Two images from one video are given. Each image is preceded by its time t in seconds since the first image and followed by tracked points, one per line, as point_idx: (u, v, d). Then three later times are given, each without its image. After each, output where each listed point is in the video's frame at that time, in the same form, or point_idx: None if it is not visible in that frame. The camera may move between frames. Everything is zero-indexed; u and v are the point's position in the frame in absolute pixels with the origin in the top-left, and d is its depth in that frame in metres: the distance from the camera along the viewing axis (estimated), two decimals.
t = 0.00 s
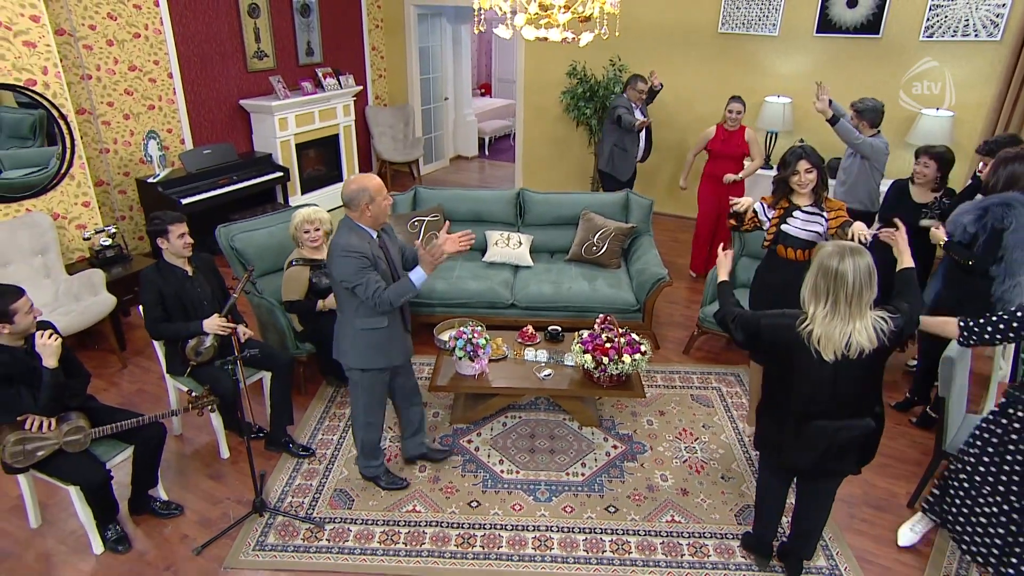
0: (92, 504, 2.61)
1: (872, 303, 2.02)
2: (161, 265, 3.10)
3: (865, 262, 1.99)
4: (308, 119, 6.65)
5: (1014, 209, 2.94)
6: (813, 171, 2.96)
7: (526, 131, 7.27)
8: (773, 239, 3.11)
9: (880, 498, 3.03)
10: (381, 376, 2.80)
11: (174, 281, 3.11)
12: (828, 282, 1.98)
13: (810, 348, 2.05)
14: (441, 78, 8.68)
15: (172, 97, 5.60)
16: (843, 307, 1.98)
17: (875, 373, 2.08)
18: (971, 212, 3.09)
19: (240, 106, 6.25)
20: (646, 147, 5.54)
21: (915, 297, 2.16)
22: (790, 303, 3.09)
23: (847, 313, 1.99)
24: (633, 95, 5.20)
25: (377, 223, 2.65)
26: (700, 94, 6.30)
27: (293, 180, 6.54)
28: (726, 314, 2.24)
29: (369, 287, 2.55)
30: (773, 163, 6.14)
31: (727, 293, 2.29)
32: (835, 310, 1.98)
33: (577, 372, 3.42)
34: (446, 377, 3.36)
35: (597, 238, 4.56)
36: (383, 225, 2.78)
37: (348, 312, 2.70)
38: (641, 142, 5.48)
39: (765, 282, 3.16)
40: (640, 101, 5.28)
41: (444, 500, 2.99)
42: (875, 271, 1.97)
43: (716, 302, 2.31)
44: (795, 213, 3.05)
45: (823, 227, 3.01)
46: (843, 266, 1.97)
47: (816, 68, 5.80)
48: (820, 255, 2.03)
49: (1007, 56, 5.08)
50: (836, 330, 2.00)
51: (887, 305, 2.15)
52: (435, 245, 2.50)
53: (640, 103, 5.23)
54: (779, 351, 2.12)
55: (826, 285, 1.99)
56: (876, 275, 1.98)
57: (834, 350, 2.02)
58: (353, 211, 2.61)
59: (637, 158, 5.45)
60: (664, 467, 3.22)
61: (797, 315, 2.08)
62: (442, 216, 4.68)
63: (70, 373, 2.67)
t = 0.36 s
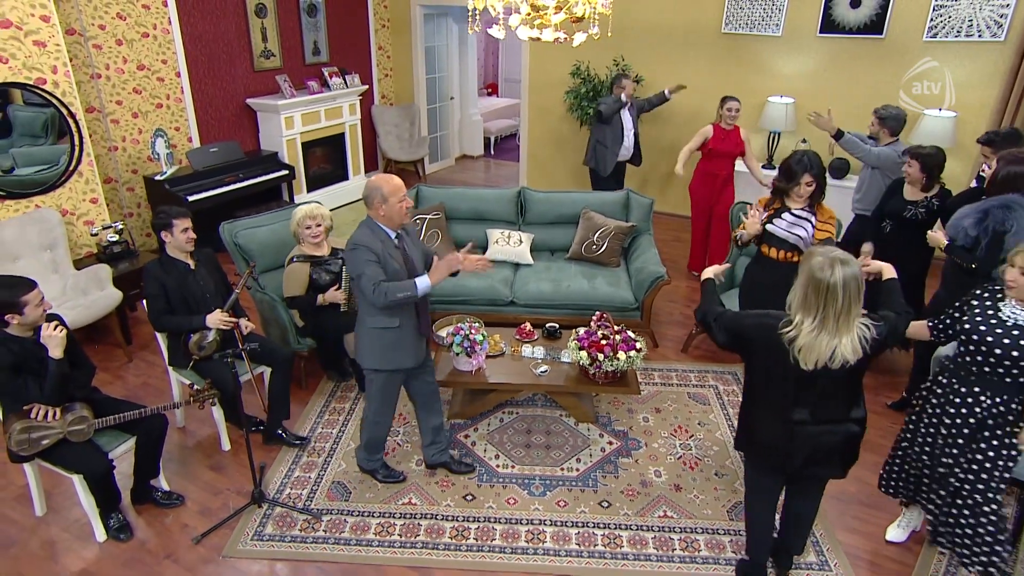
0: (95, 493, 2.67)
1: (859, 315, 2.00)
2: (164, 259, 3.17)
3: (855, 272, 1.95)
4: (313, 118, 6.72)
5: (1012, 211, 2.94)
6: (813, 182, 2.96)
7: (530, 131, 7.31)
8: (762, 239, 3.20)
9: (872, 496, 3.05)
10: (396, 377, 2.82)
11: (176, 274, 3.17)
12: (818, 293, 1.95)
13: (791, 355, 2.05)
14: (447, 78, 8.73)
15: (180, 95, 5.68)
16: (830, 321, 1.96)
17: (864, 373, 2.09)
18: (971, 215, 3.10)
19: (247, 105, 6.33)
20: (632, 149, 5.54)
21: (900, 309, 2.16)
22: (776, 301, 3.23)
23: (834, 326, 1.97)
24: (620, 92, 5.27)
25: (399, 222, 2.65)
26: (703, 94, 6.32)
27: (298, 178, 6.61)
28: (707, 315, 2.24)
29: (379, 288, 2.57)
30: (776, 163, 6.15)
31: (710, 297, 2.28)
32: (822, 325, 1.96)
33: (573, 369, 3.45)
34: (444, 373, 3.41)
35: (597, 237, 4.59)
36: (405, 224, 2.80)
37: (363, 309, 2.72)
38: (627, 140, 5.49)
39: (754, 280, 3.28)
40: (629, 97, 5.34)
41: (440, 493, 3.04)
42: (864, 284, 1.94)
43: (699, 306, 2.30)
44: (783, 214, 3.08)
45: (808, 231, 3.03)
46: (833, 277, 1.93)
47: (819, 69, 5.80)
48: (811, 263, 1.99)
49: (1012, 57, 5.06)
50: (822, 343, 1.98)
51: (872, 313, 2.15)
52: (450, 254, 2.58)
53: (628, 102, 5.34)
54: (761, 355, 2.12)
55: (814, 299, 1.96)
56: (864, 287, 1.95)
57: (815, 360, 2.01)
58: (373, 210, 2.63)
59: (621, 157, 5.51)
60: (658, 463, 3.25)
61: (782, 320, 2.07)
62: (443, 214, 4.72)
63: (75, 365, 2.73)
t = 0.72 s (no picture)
0: (94, 482, 2.72)
1: (835, 319, 2.01)
2: (165, 252, 3.23)
3: (833, 275, 1.96)
4: (315, 117, 6.77)
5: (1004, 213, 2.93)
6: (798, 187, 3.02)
7: (531, 130, 7.35)
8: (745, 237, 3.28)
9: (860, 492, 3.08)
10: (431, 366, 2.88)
11: (177, 267, 3.23)
12: (795, 294, 1.97)
13: (766, 355, 2.08)
14: (449, 77, 8.77)
15: (183, 94, 5.74)
16: (804, 324, 1.98)
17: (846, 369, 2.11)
18: (965, 214, 3.03)
19: (250, 103, 6.39)
20: (616, 149, 5.57)
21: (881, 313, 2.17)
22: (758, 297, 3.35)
23: (808, 329, 1.99)
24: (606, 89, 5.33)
25: (423, 219, 2.65)
26: (702, 94, 6.35)
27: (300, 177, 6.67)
28: (691, 301, 2.29)
29: (405, 283, 2.61)
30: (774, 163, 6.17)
31: (701, 283, 2.32)
32: (795, 327, 1.98)
33: (567, 365, 3.49)
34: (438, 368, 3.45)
35: (593, 235, 4.62)
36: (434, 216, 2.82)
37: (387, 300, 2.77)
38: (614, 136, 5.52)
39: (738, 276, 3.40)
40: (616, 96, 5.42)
41: (433, 486, 3.08)
42: (840, 288, 1.95)
43: (687, 289, 2.36)
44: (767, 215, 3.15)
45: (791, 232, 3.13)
46: (809, 279, 1.96)
47: (818, 68, 5.82)
48: (790, 264, 2.01)
49: (1010, 57, 5.06)
50: (796, 345, 2.00)
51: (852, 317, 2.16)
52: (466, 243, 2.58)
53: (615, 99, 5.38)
54: (735, 351, 2.16)
55: (789, 300, 1.99)
56: (841, 290, 1.97)
57: (789, 362, 2.03)
58: (399, 203, 2.66)
59: (606, 155, 5.54)
60: (650, 459, 3.29)
61: (759, 319, 2.09)
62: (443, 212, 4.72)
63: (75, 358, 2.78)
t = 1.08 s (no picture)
0: (90, 473, 2.77)
1: (815, 321, 2.03)
2: (162, 247, 3.28)
3: (813, 277, 1.98)
4: (315, 116, 6.82)
5: (985, 208, 3.02)
6: (772, 182, 3.06)
7: (529, 129, 7.39)
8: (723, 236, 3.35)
9: (846, 486, 3.11)
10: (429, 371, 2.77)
11: (173, 263, 3.28)
12: (776, 297, 1.99)
13: (746, 357, 2.10)
14: (448, 76, 8.81)
15: (182, 93, 5.79)
16: (783, 325, 2.00)
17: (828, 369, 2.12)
18: (949, 211, 3.13)
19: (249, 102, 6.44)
20: (606, 147, 5.63)
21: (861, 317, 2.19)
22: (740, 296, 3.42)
23: (788, 330, 2.01)
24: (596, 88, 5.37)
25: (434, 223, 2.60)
26: (699, 94, 6.38)
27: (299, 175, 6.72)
28: (675, 303, 2.29)
29: (405, 286, 2.57)
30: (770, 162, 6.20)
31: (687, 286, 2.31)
32: (775, 328, 2.01)
33: (558, 361, 3.53)
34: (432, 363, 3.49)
35: (588, 233, 4.65)
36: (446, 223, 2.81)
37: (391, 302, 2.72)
38: (604, 135, 5.58)
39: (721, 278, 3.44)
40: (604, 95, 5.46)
41: (424, 479, 3.12)
42: (820, 290, 1.97)
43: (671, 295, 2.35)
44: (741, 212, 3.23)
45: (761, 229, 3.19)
46: (789, 281, 1.97)
47: (814, 68, 5.84)
48: (771, 266, 2.03)
49: (1003, 57, 5.08)
50: (775, 347, 2.02)
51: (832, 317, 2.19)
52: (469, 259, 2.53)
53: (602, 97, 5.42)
54: (716, 352, 2.18)
55: (770, 300, 2.01)
56: (821, 292, 1.99)
57: (769, 364, 2.06)
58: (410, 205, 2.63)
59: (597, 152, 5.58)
60: (639, 453, 3.32)
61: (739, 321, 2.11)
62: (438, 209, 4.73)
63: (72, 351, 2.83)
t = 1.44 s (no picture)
0: (90, 464, 2.83)
1: (807, 318, 2.04)
2: (161, 244, 3.34)
3: (804, 276, 2.01)
4: (317, 114, 6.88)
5: (974, 200, 3.09)
6: (748, 167, 3.09)
7: (530, 128, 7.43)
8: (716, 236, 3.32)
9: (835, 481, 3.14)
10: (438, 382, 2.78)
11: (173, 259, 3.33)
12: (768, 295, 2.00)
13: (741, 358, 2.10)
14: (450, 75, 8.86)
15: (185, 91, 5.85)
16: (773, 323, 2.01)
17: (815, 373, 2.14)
18: (940, 205, 3.19)
19: (252, 101, 6.50)
20: (601, 145, 5.68)
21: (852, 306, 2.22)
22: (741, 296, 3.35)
23: (779, 329, 2.01)
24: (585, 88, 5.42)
25: (430, 228, 2.57)
26: (698, 93, 6.40)
27: (301, 173, 6.78)
28: (668, 311, 2.24)
29: (397, 295, 2.54)
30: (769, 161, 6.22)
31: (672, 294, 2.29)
32: (765, 326, 2.01)
33: (552, 356, 3.57)
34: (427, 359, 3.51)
35: (585, 230, 4.69)
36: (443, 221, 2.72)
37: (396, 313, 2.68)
38: (598, 135, 5.66)
39: (711, 275, 3.38)
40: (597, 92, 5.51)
41: (418, 472, 3.17)
42: (810, 287, 1.99)
43: (660, 302, 2.32)
44: (733, 211, 3.24)
45: (759, 225, 3.21)
46: (779, 278, 1.99)
47: (812, 68, 5.86)
48: (762, 265, 2.05)
49: (1001, 56, 5.09)
50: (768, 345, 2.03)
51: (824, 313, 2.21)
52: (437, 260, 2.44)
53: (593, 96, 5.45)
54: (711, 359, 2.16)
55: (761, 298, 2.02)
56: (812, 289, 2.00)
57: (764, 363, 2.06)
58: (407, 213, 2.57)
59: (590, 150, 5.63)
60: (631, 448, 3.36)
61: (732, 322, 2.11)
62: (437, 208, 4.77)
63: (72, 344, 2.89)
